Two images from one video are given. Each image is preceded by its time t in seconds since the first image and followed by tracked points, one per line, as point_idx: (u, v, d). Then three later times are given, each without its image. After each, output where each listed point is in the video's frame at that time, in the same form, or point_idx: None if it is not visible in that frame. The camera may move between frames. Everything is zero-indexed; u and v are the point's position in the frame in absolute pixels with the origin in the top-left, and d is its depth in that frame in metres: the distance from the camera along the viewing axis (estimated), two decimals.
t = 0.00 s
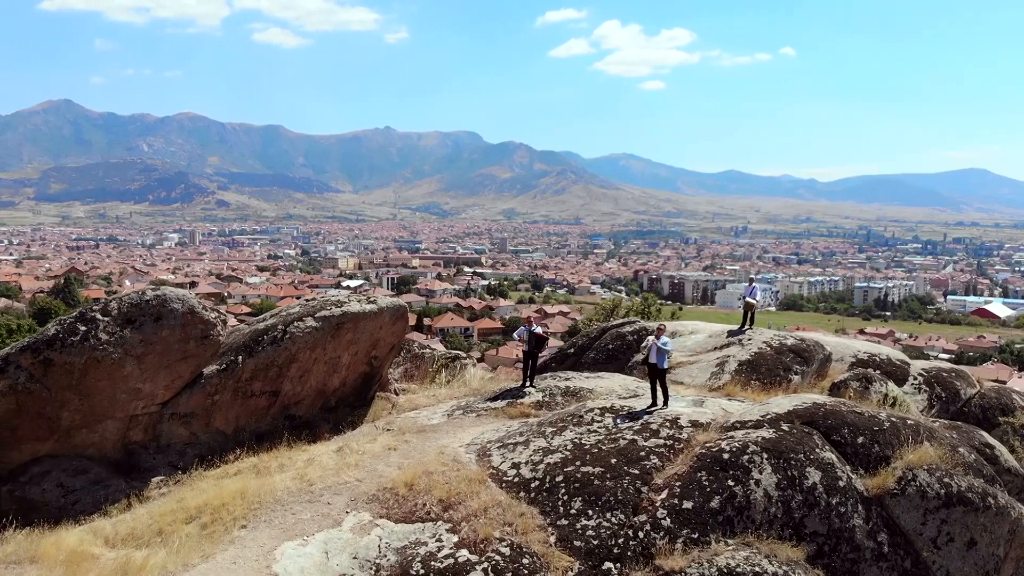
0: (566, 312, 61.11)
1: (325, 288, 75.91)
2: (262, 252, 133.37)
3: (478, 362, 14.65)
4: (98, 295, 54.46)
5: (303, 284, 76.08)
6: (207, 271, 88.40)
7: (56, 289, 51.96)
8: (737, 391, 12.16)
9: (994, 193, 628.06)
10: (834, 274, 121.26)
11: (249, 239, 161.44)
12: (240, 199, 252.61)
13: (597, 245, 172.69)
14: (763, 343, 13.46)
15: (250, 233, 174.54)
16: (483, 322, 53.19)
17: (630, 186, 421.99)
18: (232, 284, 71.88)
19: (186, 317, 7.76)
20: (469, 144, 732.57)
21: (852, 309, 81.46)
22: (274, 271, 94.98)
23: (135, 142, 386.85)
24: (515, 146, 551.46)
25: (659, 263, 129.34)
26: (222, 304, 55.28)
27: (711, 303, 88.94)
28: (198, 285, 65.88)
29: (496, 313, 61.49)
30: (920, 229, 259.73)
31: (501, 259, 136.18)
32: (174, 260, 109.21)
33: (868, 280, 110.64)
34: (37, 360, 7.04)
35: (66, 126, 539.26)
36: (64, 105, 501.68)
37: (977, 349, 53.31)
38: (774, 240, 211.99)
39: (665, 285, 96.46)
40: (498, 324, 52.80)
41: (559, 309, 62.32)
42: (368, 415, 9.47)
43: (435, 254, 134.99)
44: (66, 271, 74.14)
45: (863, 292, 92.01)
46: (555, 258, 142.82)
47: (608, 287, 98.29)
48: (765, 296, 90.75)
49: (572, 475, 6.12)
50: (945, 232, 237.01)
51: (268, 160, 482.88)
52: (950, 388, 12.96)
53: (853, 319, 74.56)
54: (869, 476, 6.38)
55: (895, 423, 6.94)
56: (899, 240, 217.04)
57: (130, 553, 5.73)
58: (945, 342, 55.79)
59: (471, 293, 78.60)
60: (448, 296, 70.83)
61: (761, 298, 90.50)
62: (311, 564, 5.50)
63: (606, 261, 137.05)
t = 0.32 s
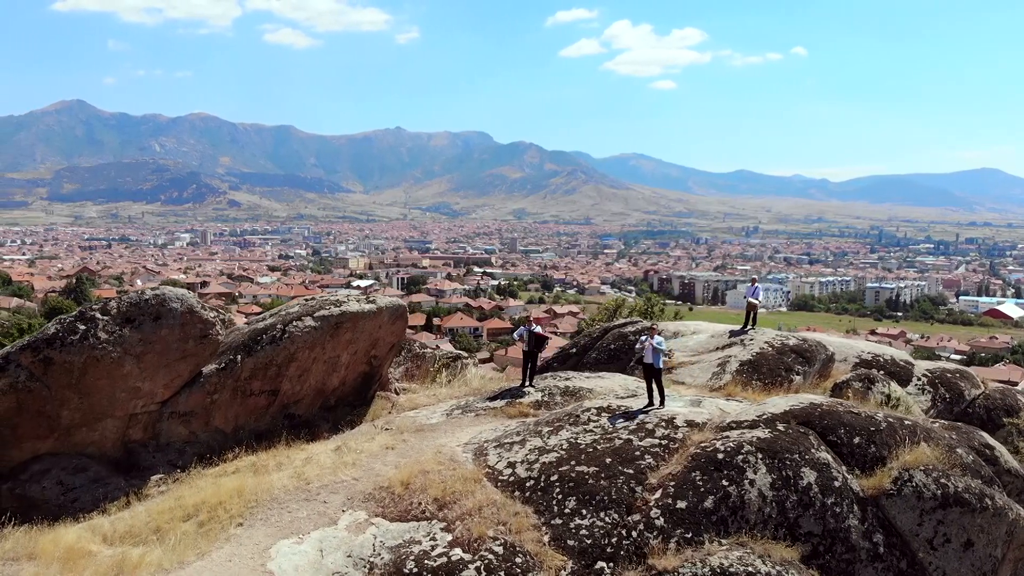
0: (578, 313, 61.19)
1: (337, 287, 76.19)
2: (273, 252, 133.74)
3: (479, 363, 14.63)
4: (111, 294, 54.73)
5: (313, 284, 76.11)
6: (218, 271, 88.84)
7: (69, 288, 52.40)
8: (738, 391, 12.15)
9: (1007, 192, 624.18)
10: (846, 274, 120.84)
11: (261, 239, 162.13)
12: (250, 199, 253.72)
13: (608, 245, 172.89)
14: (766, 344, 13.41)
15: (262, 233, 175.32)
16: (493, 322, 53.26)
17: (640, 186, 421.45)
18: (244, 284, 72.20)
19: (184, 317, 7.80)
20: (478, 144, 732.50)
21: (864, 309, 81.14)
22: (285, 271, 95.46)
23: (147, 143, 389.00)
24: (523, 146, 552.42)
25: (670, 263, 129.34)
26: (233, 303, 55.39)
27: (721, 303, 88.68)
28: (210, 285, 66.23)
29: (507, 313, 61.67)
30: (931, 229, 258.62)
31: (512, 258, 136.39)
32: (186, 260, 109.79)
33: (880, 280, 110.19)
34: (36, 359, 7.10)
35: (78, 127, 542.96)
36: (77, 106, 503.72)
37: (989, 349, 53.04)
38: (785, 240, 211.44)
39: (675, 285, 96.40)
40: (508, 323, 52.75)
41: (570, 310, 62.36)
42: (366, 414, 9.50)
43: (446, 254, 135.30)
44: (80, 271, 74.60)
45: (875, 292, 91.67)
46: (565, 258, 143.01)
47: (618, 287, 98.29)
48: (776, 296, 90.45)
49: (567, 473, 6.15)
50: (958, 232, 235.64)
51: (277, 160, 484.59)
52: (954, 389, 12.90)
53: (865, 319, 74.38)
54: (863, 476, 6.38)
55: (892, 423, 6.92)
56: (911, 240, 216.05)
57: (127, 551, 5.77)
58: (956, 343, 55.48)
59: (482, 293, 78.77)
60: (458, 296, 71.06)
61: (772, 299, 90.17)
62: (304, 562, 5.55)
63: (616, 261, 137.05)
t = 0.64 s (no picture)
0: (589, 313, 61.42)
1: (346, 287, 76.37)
2: (284, 252, 134.13)
3: (480, 363, 14.68)
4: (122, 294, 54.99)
5: (324, 284, 76.27)
6: (229, 271, 89.28)
7: (80, 288, 52.76)
8: (738, 391, 12.14)
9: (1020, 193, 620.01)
10: (856, 275, 120.39)
11: (272, 239, 162.74)
12: (260, 199, 254.79)
13: (618, 246, 172.93)
14: (767, 344, 13.39)
15: (272, 233, 175.95)
16: (501, 322, 53.43)
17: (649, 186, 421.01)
18: (255, 284, 72.46)
19: (182, 316, 7.84)
20: (488, 145, 733.69)
21: (875, 309, 80.77)
22: (295, 271, 95.78)
23: (158, 145, 391.11)
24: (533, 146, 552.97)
25: (680, 264, 129.22)
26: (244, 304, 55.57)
27: (731, 303, 88.63)
28: (221, 286, 66.50)
29: (516, 314, 61.74)
30: (943, 229, 257.49)
31: (522, 259, 136.49)
32: (197, 259, 110.43)
33: (890, 280, 109.78)
34: (36, 358, 7.15)
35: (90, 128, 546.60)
36: (90, 107, 506.41)
37: (999, 350, 52.73)
38: (796, 240, 210.92)
39: (684, 286, 96.38)
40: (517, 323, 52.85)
41: (581, 310, 62.54)
42: (366, 413, 9.55)
43: (456, 254, 135.68)
44: (92, 271, 75.01)
45: (886, 293, 91.39)
46: (575, 258, 143.06)
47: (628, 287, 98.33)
48: (786, 297, 90.20)
49: (561, 473, 6.17)
50: (970, 232, 234.37)
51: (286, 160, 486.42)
52: (958, 389, 12.86)
53: (876, 320, 74.26)
54: (859, 476, 6.39)
55: (889, 423, 6.90)
56: (924, 240, 215.10)
57: (123, 549, 5.81)
58: (965, 343, 55.14)
59: (491, 293, 78.94)
60: (468, 296, 71.23)
61: (783, 300, 89.92)
62: (300, 559, 5.58)
63: (626, 261, 137.08)
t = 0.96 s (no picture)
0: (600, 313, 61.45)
1: (356, 287, 76.56)
2: (294, 252, 134.50)
3: (481, 364, 14.70)
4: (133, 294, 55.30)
5: (333, 284, 76.30)
6: (239, 271, 89.55)
7: (92, 288, 53.10)
8: (738, 392, 12.12)
9: None
10: (867, 275, 119.96)
11: (282, 239, 163.31)
12: (270, 200, 255.65)
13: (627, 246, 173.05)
14: (768, 345, 13.35)
15: (283, 233, 176.57)
16: (510, 322, 53.52)
17: (657, 186, 421.17)
18: (266, 284, 72.68)
19: (179, 317, 7.87)
20: (497, 145, 733.99)
21: (885, 310, 80.45)
22: (305, 271, 96.10)
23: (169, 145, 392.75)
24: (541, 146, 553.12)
25: (690, 264, 129.13)
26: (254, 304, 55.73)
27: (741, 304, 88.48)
28: (232, 286, 66.72)
29: (525, 314, 61.90)
30: (954, 228, 256.80)
31: (531, 259, 136.61)
32: (208, 259, 110.91)
33: (901, 281, 109.38)
34: (34, 357, 7.20)
35: (101, 128, 548.64)
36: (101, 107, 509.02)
37: (1012, 350, 52.46)
38: (806, 240, 210.45)
39: (694, 286, 96.21)
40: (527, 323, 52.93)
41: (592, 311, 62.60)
42: (363, 412, 9.57)
43: (465, 254, 136.00)
44: (103, 271, 75.34)
45: (896, 293, 91.04)
46: (585, 258, 143.18)
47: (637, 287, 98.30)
48: (796, 297, 89.78)
49: (554, 474, 6.17)
50: (982, 232, 233.21)
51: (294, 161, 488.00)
52: (960, 390, 12.79)
53: (887, 320, 74.01)
54: (854, 477, 6.37)
55: (884, 424, 6.89)
56: (935, 240, 214.25)
57: (117, 546, 5.85)
58: (977, 344, 54.88)
59: (500, 293, 79.08)
60: (477, 296, 71.42)
61: (793, 300, 89.45)
62: (292, 557, 5.61)
63: (636, 262, 137.00)
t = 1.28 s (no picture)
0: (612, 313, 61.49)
1: (366, 287, 76.66)
2: (304, 252, 134.81)
3: (481, 364, 14.75)
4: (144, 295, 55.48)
5: (343, 284, 76.44)
6: (250, 271, 89.74)
7: (102, 287, 53.32)
8: (737, 392, 12.10)
9: None
10: (878, 276, 119.58)
11: (292, 239, 163.80)
12: (281, 200, 256.38)
13: (637, 247, 173.06)
14: (769, 345, 13.31)
15: (293, 233, 177.17)
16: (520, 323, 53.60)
17: (668, 185, 420.80)
18: (277, 284, 72.83)
19: (179, 315, 7.91)
20: (507, 145, 734.79)
21: (897, 310, 80.02)
22: (315, 271, 96.32)
23: (180, 147, 394.62)
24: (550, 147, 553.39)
25: (701, 264, 129.00)
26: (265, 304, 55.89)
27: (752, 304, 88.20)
28: (243, 286, 66.87)
29: (534, 315, 61.95)
30: (966, 229, 255.87)
31: (541, 259, 136.68)
32: (218, 259, 111.35)
33: (912, 281, 109.04)
34: (35, 356, 7.25)
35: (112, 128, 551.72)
36: (113, 108, 512.99)
37: None
38: (817, 241, 210.01)
39: (704, 286, 96.06)
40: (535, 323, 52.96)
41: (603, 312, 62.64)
42: (364, 412, 9.60)
43: (476, 254, 136.25)
44: (114, 271, 75.55)
45: (907, 294, 90.73)
46: (595, 259, 143.17)
47: (647, 288, 98.33)
48: (807, 297, 89.42)
49: (548, 473, 6.19)
50: (994, 232, 232.10)
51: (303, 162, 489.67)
52: (964, 392, 12.74)
53: (898, 321, 73.77)
54: (850, 478, 6.36)
55: (881, 424, 6.87)
56: (947, 240, 213.36)
57: (112, 546, 5.86)
58: (990, 345, 54.61)
59: (509, 293, 79.13)
60: (486, 297, 71.51)
61: (804, 300, 89.11)
62: (287, 556, 5.63)
63: (646, 262, 136.96)
